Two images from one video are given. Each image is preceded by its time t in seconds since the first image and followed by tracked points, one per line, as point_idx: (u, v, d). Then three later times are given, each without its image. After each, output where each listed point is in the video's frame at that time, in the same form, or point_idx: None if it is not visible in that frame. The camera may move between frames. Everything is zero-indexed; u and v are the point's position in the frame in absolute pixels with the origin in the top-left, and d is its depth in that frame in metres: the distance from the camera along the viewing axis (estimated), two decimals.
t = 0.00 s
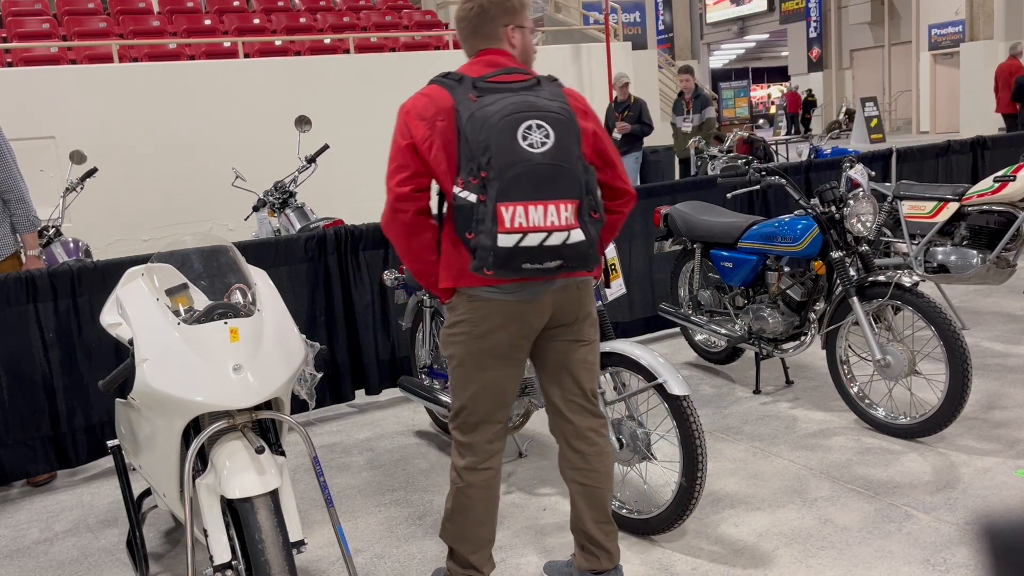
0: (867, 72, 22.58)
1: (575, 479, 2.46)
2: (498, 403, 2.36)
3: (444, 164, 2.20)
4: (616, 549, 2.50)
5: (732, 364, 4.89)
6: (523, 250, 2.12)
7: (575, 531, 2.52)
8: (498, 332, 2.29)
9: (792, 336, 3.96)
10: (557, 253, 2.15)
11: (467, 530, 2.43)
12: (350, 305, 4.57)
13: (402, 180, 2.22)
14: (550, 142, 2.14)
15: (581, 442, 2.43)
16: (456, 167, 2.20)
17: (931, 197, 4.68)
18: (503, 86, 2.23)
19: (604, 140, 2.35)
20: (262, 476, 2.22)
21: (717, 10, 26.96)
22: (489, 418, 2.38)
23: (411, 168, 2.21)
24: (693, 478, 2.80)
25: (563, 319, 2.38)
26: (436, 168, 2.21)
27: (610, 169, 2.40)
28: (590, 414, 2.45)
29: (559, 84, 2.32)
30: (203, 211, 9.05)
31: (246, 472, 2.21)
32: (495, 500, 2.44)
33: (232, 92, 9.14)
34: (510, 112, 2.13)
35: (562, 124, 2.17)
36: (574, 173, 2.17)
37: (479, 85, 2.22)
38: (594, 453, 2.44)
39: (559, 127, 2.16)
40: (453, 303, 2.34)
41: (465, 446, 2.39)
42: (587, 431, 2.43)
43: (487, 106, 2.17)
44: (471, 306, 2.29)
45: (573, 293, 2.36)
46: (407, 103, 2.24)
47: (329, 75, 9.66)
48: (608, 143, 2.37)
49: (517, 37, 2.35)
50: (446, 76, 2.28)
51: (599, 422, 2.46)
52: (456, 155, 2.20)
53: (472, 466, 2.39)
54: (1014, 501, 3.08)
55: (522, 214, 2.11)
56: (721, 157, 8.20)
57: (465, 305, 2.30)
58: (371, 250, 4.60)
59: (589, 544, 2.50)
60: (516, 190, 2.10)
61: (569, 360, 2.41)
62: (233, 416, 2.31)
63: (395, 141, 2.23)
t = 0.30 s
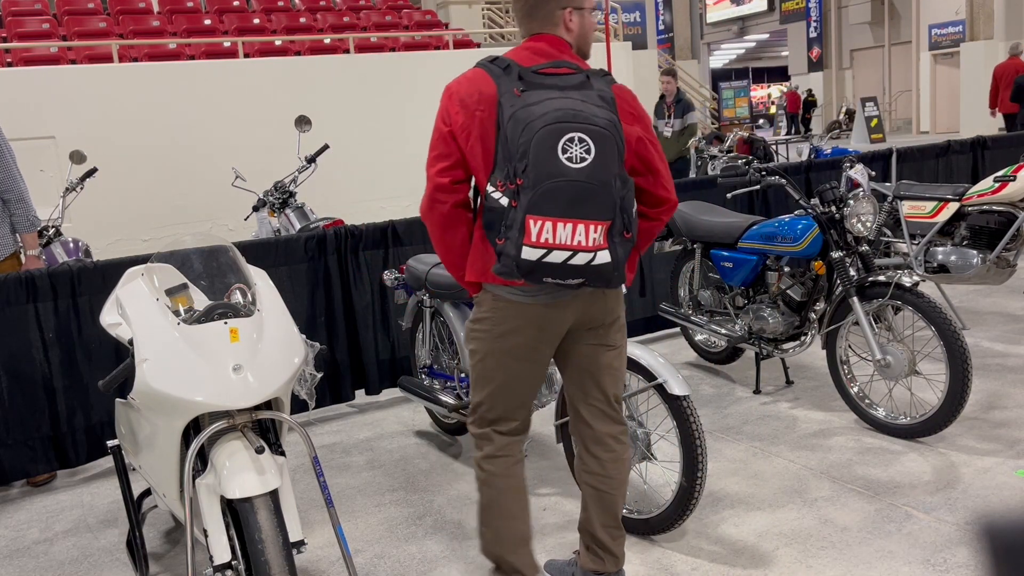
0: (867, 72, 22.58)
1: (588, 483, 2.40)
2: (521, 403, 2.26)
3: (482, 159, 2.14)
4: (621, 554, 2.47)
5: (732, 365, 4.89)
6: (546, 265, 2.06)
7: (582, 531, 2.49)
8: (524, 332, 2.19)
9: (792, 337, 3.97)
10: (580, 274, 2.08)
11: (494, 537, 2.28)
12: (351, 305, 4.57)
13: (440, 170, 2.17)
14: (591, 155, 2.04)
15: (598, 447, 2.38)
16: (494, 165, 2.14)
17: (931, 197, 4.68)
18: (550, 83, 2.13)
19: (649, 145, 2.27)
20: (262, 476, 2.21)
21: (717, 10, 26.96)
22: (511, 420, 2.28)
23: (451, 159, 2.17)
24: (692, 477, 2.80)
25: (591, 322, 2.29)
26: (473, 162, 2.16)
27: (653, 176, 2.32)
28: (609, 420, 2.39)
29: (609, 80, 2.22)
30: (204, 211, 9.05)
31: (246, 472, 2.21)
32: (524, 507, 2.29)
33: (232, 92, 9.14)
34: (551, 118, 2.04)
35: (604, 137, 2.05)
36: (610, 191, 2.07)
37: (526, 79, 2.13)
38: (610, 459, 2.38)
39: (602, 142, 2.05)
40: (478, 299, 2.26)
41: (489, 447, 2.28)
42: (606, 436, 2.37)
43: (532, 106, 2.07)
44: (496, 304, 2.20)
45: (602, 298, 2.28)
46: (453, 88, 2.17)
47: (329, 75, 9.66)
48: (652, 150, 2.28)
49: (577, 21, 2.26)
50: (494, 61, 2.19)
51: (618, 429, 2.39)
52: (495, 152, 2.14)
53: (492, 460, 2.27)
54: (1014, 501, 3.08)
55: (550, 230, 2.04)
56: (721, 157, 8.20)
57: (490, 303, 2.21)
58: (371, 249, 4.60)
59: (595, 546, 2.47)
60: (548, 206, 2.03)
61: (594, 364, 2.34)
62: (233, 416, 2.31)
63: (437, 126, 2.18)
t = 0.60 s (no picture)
0: (867, 72, 22.58)
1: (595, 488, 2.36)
2: (561, 419, 2.18)
3: (496, 166, 2.09)
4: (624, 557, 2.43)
5: (732, 365, 4.89)
6: (551, 286, 1.99)
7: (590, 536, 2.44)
8: (554, 345, 2.11)
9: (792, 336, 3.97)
10: (586, 294, 2.00)
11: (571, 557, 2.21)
12: (350, 305, 4.57)
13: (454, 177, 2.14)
14: (598, 171, 1.96)
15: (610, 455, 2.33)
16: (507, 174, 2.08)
17: (931, 197, 4.68)
18: (564, 89, 2.05)
19: (671, 148, 2.16)
20: (262, 476, 2.21)
21: (717, 10, 26.96)
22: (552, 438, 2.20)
23: (466, 166, 2.13)
24: (692, 477, 2.80)
25: (612, 333, 2.19)
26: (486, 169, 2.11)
27: (670, 182, 2.22)
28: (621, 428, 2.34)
29: (631, 80, 2.13)
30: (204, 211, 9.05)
31: (246, 472, 2.21)
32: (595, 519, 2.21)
33: (232, 92, 9.14)
34: (561, 130, 1.97)
35: (614, 151, 1.97)
36: (619, 207, 1.99)
37: (541, 82, 2.06)
38: (617, 465, 2.34)
39: (610, 155, 1.97)
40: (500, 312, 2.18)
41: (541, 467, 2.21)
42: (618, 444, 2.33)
43: (543, 114, 2.01)
44: (519, 317, 2.11)
45: (622, 308, 2.17)
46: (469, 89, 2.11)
47: (329, 75, 9.66)
48: (674, 155, 2.18)
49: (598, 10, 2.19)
50: (511, 60, 2.12)
51: (628, 437, 2.35)
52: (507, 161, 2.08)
53: (554, 487, 2.20)
54: (1014, 500, 3.08)
55: (553, 250, 1.97)
56: (721, 158, 8.20)
57: (511, 316, 2.14)
58: (371, 249, 4.60)
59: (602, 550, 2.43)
60: (550, 224, 1.96)
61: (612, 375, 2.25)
62: (233, 416, 2.31)
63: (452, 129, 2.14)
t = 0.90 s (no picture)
0: (867, 72, 22.59)
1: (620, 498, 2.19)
2: (582, 427, 2.03)
3: (521, 166, 1.95)
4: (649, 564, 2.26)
5: (732, 364, 4.89)
6: (603, 294, 1.85)
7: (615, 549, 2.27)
8: (575, 350, 1.97)
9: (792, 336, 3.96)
10: (639, 301, 1.88)
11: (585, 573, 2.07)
12: (350, 305, 4.57)
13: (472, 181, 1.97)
14: (650, 169, 1.84)
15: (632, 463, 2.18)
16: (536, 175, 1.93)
17: (931, 197, 4.69)
18: (591, 82, 1.93)
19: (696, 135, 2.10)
20: (262, 476, 2.21)
21: (717, 10, 26.97)
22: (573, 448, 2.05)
23: (484, 167, 1.96)
24: (692, 476, 2.80)
25: (637, 340, 2.03)
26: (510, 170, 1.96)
27: (694, 171, 2.15)
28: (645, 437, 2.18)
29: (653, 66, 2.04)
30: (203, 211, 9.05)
31: (247, 472, 2.21)
32: (613, 533, 2.06)
33: (232, 92, 9.14)
34: (606, 126, 1.83)
35: (662, 146, 1.86)
36: (672, 206, 1.87)
37: (566, 76, 1.93)
38: (637, 474, 2.18)
39: (660, 152, 1.85)
40: (519, 318, 2.03)
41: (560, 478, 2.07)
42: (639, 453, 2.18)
43: (579, 109, 1.87)
44: (541, 321, 1.97)
45: (647, 314, 2.03)
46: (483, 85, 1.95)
47: (329, 75, 9.66)
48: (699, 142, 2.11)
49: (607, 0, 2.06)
50: (526, 53, 1.97)
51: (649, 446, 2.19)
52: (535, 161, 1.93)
53: (575, 501, 2.05)
54: (1014, 500, 3.08)
55: (609, 256, 1.83)
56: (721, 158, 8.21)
57: (532, 320, 1.99)
58: (371, 249, 4.60)
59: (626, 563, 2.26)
60: (606, 228, 1.82)
61: (635, 381, 2.09)
62: (233, 416, 2.31)
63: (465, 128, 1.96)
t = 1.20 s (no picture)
0: (866, 72, 22.57)
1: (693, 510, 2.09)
2: (603, 431, 2.03)
3: (552, 167, 1.91)
4: None
5: (732, 364, 4.89)
6: (645, 305, 1.81)
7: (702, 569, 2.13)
8: (599, 353, 1.96)
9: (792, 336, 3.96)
10: (679, 311, 1.84)
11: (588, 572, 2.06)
12: (350, 305, 4.57)
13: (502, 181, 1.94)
14: (692, 176, 1.80)
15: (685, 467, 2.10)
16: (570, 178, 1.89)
17: (931, 197, 4.68)
18: (628, 81, 1.89)
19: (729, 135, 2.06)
20: (262, 476, 2.21)
21: (717, 11, 26.95)
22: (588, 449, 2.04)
23: (515, 168, 1.93)
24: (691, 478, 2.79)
25: (664, 346, 2.02)
26: (542, 172, 1.93)
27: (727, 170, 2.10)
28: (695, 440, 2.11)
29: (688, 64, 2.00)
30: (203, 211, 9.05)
31: (246, 472, 2.21)
32: (621, 535, 2.07)
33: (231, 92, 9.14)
34: (647, 131, 1.79)
35: (704, 153, 1.82)
36: (714, 214, 1.83)
37: (601, 75, 1.88)
38: (708, 479, 2.08)
39: (703, 158, 1.81)
40: (543, 317, 2.01)
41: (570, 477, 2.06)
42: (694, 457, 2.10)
43: (617, 112, 1.82)
44: (566, 324, 1.96)
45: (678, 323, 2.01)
46: (514, 83, 1.91)
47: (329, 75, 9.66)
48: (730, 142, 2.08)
49: None
50: (559, 49, 1.93)
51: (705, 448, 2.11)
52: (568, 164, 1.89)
53: (584, 502, 2.04)
54: (1014, 500, 3.07)
55: (651, 266, 1.79)
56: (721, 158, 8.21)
57: (557, 322, 1.98)
58: (371, 249, 4.60)
59: None
60: (649, 238, 1.78)
61: (665, 385, 2.07)
62: (233, 416, 2.31)
63: (495, 128, 1.93)
